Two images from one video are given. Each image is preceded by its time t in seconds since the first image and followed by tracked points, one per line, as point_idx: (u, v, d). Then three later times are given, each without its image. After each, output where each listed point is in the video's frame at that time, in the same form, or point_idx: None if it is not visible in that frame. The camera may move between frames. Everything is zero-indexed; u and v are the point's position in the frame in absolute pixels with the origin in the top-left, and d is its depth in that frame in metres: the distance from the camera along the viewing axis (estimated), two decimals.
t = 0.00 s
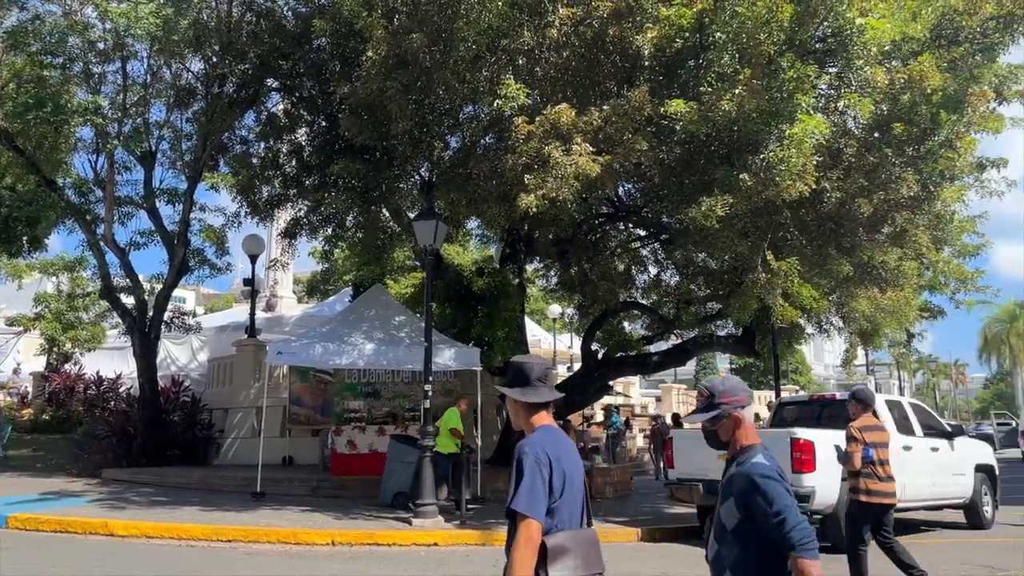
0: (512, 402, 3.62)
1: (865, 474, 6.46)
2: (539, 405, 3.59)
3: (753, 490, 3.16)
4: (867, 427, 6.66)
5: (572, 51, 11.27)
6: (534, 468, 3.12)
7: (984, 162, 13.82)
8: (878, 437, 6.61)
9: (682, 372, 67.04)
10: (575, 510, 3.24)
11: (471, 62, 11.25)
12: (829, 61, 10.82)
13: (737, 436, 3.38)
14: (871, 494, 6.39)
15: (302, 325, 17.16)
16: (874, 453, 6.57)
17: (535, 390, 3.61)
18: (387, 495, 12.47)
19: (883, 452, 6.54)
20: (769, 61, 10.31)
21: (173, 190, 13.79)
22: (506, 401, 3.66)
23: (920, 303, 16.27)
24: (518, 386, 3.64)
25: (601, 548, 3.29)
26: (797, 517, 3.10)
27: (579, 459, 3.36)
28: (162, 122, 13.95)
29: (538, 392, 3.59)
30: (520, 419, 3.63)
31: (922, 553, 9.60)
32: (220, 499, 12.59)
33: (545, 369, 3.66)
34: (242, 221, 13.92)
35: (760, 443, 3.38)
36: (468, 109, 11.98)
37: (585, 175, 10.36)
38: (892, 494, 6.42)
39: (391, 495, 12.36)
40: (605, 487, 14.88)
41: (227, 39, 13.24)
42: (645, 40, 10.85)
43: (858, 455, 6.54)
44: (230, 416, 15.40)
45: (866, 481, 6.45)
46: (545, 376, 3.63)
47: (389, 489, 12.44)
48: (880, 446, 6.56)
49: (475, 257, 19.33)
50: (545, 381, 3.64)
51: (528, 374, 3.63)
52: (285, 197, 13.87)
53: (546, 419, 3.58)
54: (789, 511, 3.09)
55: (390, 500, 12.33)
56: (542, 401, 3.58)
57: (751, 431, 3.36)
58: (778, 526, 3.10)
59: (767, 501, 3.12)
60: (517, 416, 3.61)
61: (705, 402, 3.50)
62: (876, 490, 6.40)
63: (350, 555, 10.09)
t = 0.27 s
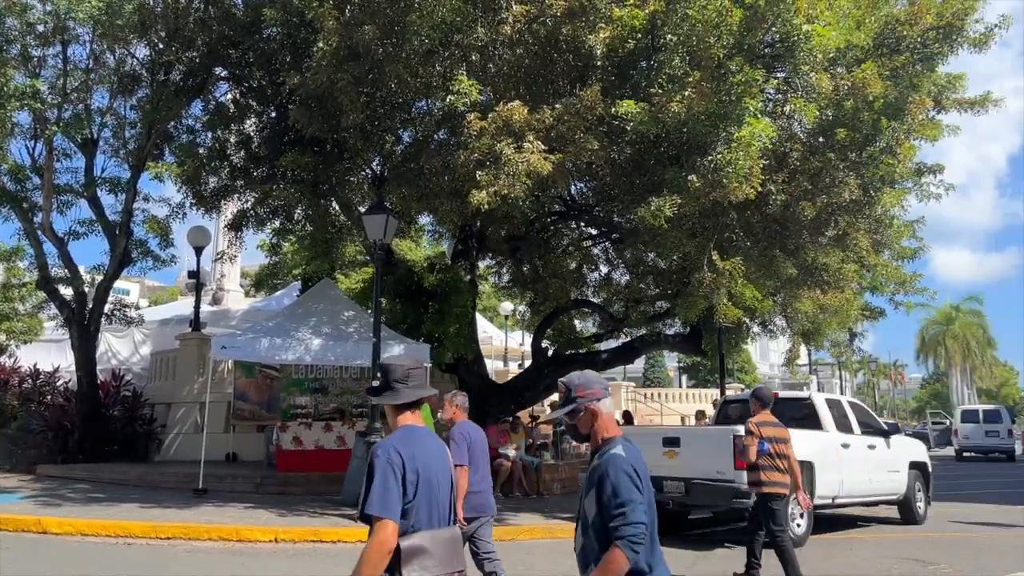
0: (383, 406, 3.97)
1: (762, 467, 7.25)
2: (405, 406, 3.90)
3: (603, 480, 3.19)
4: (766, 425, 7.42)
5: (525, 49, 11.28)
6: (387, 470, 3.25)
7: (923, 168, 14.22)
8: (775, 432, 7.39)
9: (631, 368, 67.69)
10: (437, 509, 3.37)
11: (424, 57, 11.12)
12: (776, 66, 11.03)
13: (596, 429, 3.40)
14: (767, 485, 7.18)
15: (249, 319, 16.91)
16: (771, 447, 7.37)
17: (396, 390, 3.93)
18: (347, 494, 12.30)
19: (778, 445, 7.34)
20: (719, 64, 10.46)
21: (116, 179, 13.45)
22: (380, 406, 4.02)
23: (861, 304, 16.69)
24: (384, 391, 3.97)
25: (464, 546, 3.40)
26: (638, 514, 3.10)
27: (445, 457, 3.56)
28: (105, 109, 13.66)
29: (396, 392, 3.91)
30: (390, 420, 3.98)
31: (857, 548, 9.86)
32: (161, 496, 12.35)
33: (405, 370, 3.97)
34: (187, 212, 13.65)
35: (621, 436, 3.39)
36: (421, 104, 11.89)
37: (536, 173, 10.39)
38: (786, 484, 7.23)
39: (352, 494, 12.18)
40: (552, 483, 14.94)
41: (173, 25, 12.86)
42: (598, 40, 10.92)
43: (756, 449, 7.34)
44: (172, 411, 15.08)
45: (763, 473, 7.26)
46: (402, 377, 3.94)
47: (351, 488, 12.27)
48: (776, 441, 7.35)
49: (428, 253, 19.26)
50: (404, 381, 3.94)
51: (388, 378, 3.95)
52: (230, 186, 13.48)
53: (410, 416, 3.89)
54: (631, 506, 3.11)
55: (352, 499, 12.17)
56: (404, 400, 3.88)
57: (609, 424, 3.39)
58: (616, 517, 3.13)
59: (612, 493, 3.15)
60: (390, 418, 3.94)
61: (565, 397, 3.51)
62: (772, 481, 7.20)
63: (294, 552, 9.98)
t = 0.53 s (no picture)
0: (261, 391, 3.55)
1: (677, 462, 7.71)
2: (281, 393, 3.46)
3: (466, 465, 3.42)
4: (684, 423, 7.87)
5: (485, 45, 11.24)
6: (229, 457, 3.22)
7: (874, 172, 14.53)
8: (690, 429, 7.83)
9: (590, 366, 68.11)
10: (292, 499, 3.29)
11: (384, 51, 11.02)
12: (734, 69, 11.17)
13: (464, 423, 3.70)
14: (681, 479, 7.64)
15: (203, 313, 16.67)
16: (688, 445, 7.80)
17: (270, 376, 3.47)
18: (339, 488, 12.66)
19: (694, 442, 7.77)
20: (677, 65, 10.50)
21: (66, 169, 13.14)
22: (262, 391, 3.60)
23: (814, 305, 17.00)
24: (259, 374, 3.52)
25: (323, 538, 3.31)
26: (495, 497, 3.32)
27: (313, 447, 3.41)
28: (56, 95, 13.64)
29: (267, 379, 3.46)
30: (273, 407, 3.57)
31: (805, 543, 10.05)
32: (108, 493, 12.10)
33: (283, 353, 3.51)
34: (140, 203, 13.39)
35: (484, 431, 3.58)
36: (382, 99, 11.79)
37: (495, 170, 10.39)
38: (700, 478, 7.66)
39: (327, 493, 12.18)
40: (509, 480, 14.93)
41: (127, 12, 12.44)
42: (558, 38, 10.92)
43: (673, 446, 7.80)
44: (122, 407, 14.81)
45: (677, 468, 7.71)
46: (282, 361, 3.48)
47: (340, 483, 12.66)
48: (692, 438, 7.79)
49: (387, 249, 19.15)
50: (279, 365, 3.48)
51: (264, 362, 3.51)
52: (184, 178, 13.25)
53: (280, 407, 3.44)
54: (489, 489, 3.32)
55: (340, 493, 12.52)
56: (281, 386, 3.44)
57: (482, 413, 3.82)
58: (476, 501, 3.34)
59: (473, 478, 3.37)
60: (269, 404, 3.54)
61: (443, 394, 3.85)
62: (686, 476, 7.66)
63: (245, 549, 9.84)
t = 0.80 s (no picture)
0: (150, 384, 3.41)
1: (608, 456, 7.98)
2: (170, 386, 3.34)
3: (368, 447, 3.41)
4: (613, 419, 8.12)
5: (448, 41, 11.19)
6: (97, 450, 3.06)
7: (830, 175, 14.79)
8: (620, 424, 8.11)
9: (552, 364, 68.30)
10: (171, 495, 3.10)
11: (345, 44, 10.94)
12: (694, 70, 11.26)
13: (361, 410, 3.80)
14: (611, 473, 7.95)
15: (159, 307, 16.41)
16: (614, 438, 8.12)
17: (158, 368, 3.33)
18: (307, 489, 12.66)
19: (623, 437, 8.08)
20: (638, 66, 10.63)
21: (17, 158, 12.83)
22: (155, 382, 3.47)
23: (770, 305, 17.24)
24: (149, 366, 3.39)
25: (192, 538, 3.11)
26: (401, 475, 3.33)
27: (200, 441, 3.22)
28: (7, 83, 13.20)
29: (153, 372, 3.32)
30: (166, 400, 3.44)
31: (758, 540, 10.19)
32: (58, 489, 11.85)
33: (172, 346, 3.37)
34: (93, 194, 13.12)
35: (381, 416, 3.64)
36: (343, 92, 11.68)
37: (457, 167, 10.37)
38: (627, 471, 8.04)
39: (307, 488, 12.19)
40: (468, 477, 14.89)
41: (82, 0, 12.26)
42: (521, 36, 10.94)
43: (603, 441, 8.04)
44: (74, 402, 14.51)
45: (608, 462, 8.00)
46: (171, 354, 3.34)
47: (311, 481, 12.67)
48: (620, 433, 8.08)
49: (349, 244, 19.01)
50: (167, 358, 3.33)
51: (153, 353, 3.38)
52: (141, 170, 13.03)
53: (167, 401, 3.31)
54: (393, 470, 3.33)
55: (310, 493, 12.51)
56: (171, 379, 3.30)
57: (376, 403, 3.77)
58: (381, 483, 3.33)
59: (375, 459, 3.37)
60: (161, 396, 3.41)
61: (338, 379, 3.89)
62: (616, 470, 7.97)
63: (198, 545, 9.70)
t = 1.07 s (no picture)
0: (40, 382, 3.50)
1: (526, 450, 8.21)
2: (57, 387, 3.39)
3: (229, 462, 3.20)
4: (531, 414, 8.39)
5: (409, 35, 11.12)
6: None
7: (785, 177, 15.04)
8: (537, 419, 8.36)
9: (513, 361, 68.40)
10: (41, 497, 3.15)
11: (304, 36, 10.83)
12: (655, 71, 11.52)
13: (230, 412, 3.51)
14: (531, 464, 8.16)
15: (111, 301, 16.09)
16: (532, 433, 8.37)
17: (48, 368, 3.41)
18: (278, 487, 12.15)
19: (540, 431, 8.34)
20: (598, 65, 10.77)
21: None
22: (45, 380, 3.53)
23: (726, 304, 17.47)
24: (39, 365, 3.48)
25: (57, 539, 3.12)
26: (264, 493, 3.16)
27: (79, 444, 3.28)
28: None
29: (42, 371, 3.39)
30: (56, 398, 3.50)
31: (711, 536, 10.29)
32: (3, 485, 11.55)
33: (64, 347, 3.44)
34: (43, 184, 12.81)
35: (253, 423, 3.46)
36: (303, 83, 11.47)
37: (416, 162, 10.33)
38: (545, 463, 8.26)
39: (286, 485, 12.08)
40: (425, 473, 14.81)
41: None
42: (481, 32, 10.81)
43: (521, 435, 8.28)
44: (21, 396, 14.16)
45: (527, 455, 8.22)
46: (61, 355, 3.42)
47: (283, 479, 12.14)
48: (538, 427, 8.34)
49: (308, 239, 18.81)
50: (57, 358, 3.41)
51: (44, 353, 3.45)
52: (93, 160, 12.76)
53: (52, 400, 3.37)
54: (256, 487, 3.15)
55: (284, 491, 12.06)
56: (60, 380, 3.38)
57: (245, 407, 3.47)
58: (243, 500, 3.14)
59: (236, 475, 3.17)
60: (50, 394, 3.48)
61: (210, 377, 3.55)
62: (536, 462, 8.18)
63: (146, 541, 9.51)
